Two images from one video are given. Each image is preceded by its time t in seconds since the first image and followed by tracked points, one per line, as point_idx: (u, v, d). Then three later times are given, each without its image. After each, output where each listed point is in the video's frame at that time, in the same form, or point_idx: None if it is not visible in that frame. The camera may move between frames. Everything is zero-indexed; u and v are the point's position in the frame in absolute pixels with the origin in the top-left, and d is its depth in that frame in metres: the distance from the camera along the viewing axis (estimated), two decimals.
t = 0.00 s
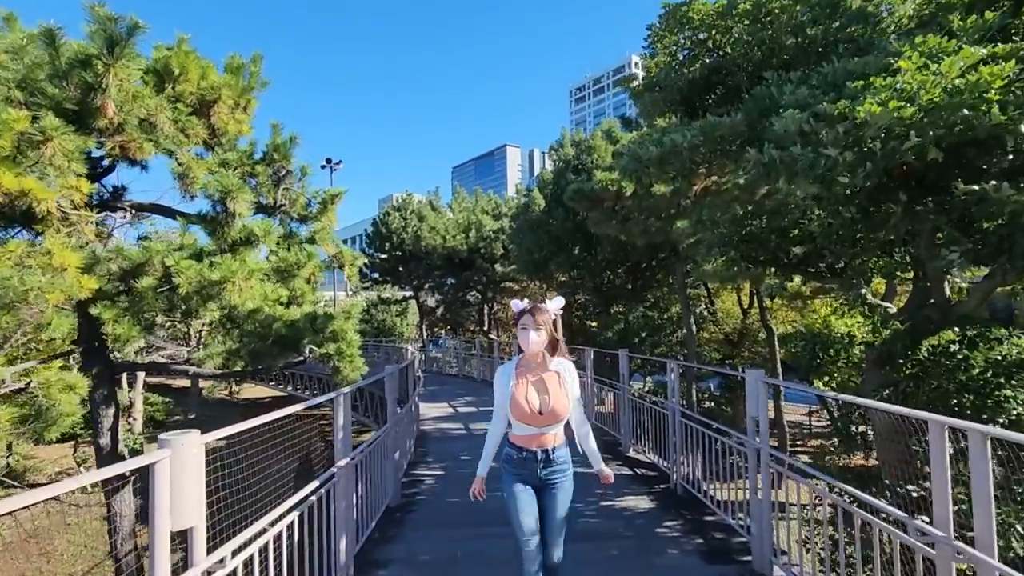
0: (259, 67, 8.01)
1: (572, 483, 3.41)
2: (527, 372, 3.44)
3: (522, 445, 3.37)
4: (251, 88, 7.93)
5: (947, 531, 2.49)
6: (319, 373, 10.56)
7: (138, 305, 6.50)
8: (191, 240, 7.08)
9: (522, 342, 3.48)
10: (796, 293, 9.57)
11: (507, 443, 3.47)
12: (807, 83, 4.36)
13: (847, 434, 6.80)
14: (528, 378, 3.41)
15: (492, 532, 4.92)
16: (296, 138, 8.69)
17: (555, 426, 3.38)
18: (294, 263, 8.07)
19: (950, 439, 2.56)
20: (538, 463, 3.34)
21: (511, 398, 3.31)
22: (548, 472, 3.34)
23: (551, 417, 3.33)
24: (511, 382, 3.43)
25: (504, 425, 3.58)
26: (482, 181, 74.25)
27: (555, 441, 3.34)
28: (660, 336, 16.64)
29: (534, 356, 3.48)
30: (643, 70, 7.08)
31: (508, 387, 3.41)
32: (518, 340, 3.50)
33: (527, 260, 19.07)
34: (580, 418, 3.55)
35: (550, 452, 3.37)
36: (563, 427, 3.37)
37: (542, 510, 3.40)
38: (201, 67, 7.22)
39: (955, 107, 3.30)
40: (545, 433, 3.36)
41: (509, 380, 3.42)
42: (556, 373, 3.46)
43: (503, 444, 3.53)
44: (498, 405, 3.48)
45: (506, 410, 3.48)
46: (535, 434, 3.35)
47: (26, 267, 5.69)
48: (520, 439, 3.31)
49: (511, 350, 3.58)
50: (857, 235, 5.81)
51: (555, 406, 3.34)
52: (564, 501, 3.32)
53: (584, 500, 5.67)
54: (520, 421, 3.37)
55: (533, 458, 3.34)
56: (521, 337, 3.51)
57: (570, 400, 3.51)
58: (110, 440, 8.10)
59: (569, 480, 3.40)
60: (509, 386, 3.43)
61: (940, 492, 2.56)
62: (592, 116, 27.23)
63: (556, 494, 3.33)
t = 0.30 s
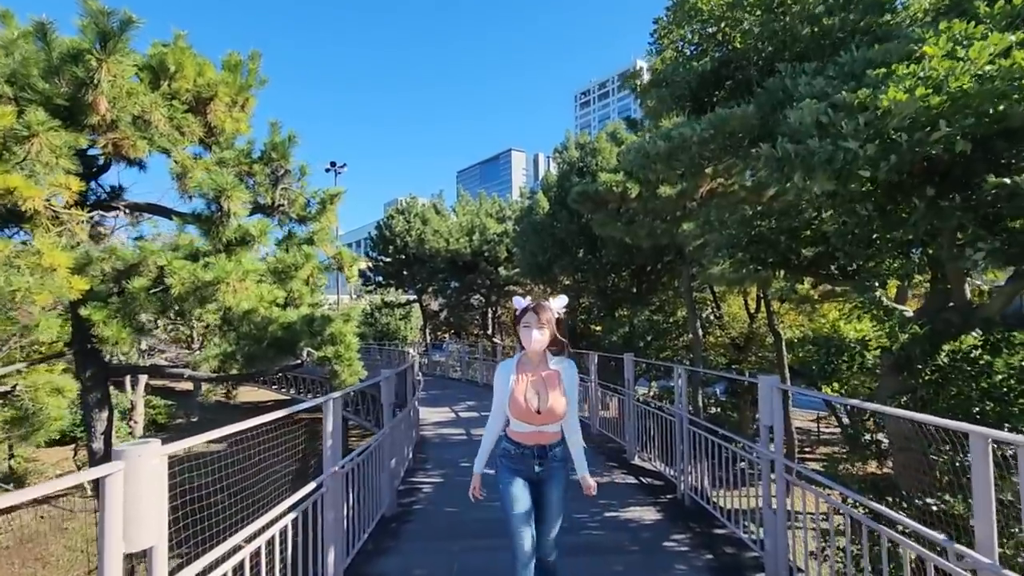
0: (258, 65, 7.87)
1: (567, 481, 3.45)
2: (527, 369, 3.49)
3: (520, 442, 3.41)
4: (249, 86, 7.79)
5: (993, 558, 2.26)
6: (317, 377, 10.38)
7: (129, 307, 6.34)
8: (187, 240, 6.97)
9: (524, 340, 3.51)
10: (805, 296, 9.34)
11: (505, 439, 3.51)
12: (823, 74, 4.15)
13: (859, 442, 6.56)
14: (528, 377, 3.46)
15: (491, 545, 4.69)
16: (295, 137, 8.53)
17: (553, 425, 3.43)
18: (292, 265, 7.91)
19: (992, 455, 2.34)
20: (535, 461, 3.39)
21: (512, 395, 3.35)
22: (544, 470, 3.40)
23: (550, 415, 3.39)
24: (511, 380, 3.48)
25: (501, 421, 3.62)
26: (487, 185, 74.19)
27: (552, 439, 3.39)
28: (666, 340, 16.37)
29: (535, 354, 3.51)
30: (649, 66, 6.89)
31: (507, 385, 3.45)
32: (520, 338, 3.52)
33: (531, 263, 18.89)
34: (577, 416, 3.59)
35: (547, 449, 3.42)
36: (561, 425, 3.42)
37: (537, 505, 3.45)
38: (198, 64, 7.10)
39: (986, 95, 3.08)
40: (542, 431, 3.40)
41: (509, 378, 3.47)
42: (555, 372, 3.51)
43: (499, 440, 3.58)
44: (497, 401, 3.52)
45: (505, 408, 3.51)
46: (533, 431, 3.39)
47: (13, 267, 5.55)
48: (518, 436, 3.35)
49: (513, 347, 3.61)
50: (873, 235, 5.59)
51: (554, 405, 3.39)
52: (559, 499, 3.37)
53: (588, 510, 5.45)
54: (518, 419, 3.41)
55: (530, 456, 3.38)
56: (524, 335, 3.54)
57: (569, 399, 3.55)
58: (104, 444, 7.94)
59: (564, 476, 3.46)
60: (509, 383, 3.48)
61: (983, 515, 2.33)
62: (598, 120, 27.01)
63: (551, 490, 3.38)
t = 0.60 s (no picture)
0: (257, 63, 7.74)
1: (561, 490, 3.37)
2: (519, 374, 3.47)
3: (511, 449, 3.38)
4: (248, 85, 7.65)
5: None
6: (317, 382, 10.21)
7: (122, 310, 6.17)
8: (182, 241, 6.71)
9: (518, 344, 3.51)
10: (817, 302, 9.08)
11: (497, 447, 3.48)
12: (844, 64, 3.92)
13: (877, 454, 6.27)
14: (521, 382, 3.44)
15: (489, 562, 4.44)
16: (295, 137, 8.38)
17: (544, 431, 3.38)
18: (290, 267, 7.75)
19: None
20: (527, 469, 3.34)
21: (502, 400, 3.32)
22: (537, 478, 3.34)
23: (541, 421, 3.36)
24: (503, 386, 3.46)
25: (494, 430, 3.59)
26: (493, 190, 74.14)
27: (543, 446, 3.34)
28: (673, 347, 16.08)
29: (528, 360, 3.50)
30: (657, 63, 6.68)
31: (499, 391, 3.43)
32: (514, 342, 3.52)
33: (536, 267, 18.68)
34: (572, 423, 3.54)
35: (539, 456, 3.37)
36: (553, 432, 3.37)
37: (530, 516, 3.37)
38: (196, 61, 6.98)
39: None
40: (534, 438, 3.37)
41: (501, 383, 3.46)
42: (547, 378, 3.49)
43: (492, 449, 3.55)
44: (489, 408, 3.51)
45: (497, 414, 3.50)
46: (525, 438, 3.36)
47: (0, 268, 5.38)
48: (508, 443, 3.32)
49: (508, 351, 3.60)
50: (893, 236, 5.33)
51: (546, 411, 3.37)
52: (554, 509, 3.28)
53: (593, 525, 5.20)
54: (510, 425, 3.39)
55: (522, 464, 3.33)
56: (518, 340, 3.54)
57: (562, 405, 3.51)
58: (97, 449, 7.77)
59: (558, 485, 3.39)
60: (501, 388, 3.47)
61: None
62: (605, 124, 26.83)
63: (544, 500, 3.30)
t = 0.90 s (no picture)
0: (259, 60, 7.64)
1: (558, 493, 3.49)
2: (514, 381, 3.57)
3: (508, 455, 3.49)
4: (250, 83, 7.54)
5: None
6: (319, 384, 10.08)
7: (119, 311, 6.04)
8: (180, 241, 6.55)
9: (514, 350, 3.62)
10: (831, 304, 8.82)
11: (494, 453, 3.59)
12: (867, 52, 3.69)
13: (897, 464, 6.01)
14: (516, 388, 3.54)
15: None
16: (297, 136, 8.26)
17: (540, 436, 3.49)
18: (291, 268, 7.62)
19: None
20: (524, 474, 3.45)
21: (498, 408, 3.40)
22: (534, 482, 3.45)
23: (537, 428, 3.47)
24: (499, 392, 3.56)
25: (491, 435, 3.69)
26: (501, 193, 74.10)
27: (539, 452, 3.46)
28: (682, 350, 15.82)
29: (523, 365, 3.62)
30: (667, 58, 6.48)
31: (494, 397, 3.52)
32: (510, 347, 3.62)
33: (543, 270, 18.49)
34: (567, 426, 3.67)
35: (535, 461, 3.48)
36: (548, 436, 3.48)
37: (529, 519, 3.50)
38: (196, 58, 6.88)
39: None
40: (531, 443, 3.48)
41: (497, 390, 3.55)
42: (542, 383, 3.59)
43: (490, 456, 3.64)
44: (484, 415, 3.60)
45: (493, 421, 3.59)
46: (522, 444, 3.47)
47: None
48: (506, 449, 3.43)
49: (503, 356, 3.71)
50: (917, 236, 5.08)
51: (540, 417, 3.47)
52: (551, 513, 3.39)
53: (600, 537, 4.98)
54: (506, 431, 3.49)
55: (520, 469, 3.43)
56: (513, 346, 3.65)
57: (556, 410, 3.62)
58: (96, 453, 7.64)
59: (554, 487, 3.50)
60: (496, 394, 3.57)
61: None
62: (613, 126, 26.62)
63: (541, 503, 3.43)
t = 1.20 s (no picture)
0: (258, 54, 7.51)
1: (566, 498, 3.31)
2: (520, 381, 3.42)
3: (514, 457, 3.33)
4: (250, 77, 7.41)
5: None
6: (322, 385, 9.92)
7: (115, 310, 5.90)
8: (179, 240, 6.41)
9: (520, 349, 3.48)
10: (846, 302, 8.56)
11: (499, 454, 3.44)
12: (896, 29, 3.50)
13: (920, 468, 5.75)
14: (521, 388, 3.40)
15: None
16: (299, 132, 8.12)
17: (547, 438, 3.32)
18: (292, 266, 7.47)
19: None
20: (530, 477, 3.28)
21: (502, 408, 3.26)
22: (541, 486, 3.27)
23: (543, 428, 3.30)
24: (505, 392, 3.41)
25: (498, 436, 3.55)
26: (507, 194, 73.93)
27: (546, 454, 3.28)
28: (692, 350, 15.54)
29: (530, 365, 3.47)
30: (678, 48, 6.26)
31: (499, 397, 3.39)
32: (515, 348, 3.49)
33: (550, 269, 18.29)
34: (577, 429, 3.48)
35: (542, 464, 3.31)
36: (555, 438, 3.31)
37: (536, 524, 3.31)
38: (194, 52, 6.75)
39: None
40: (537, 445, 3.31)
41: (502, 389, 3.41)
42: (550, 384, 3.42)
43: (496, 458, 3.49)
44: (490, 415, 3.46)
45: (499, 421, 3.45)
46: (527, 446, 3.31)
47: None
48: (511, 450, 3.27)
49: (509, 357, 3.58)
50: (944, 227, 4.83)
51: (546, 417, 3.31)
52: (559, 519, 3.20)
53: (610, 545, 4.75)
54: (512, 432, 3.34)
55: (526, 472, 3.27)
56: (519, 346, 3.51)
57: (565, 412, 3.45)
58: (95, 455, 7.50)
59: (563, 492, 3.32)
60: (502, 395, 3.43)
61: None
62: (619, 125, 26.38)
63: (548, 508, 3.25)
